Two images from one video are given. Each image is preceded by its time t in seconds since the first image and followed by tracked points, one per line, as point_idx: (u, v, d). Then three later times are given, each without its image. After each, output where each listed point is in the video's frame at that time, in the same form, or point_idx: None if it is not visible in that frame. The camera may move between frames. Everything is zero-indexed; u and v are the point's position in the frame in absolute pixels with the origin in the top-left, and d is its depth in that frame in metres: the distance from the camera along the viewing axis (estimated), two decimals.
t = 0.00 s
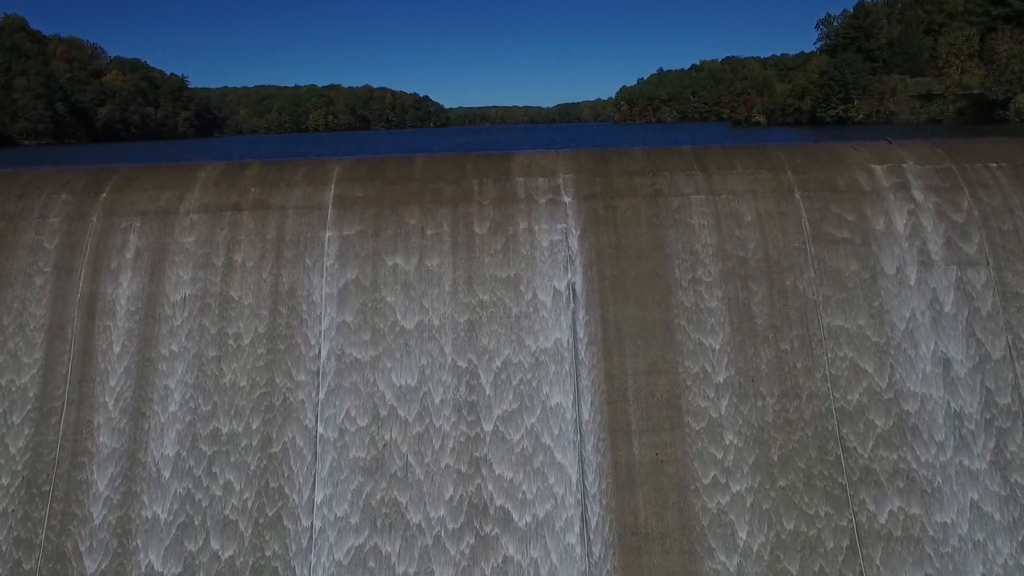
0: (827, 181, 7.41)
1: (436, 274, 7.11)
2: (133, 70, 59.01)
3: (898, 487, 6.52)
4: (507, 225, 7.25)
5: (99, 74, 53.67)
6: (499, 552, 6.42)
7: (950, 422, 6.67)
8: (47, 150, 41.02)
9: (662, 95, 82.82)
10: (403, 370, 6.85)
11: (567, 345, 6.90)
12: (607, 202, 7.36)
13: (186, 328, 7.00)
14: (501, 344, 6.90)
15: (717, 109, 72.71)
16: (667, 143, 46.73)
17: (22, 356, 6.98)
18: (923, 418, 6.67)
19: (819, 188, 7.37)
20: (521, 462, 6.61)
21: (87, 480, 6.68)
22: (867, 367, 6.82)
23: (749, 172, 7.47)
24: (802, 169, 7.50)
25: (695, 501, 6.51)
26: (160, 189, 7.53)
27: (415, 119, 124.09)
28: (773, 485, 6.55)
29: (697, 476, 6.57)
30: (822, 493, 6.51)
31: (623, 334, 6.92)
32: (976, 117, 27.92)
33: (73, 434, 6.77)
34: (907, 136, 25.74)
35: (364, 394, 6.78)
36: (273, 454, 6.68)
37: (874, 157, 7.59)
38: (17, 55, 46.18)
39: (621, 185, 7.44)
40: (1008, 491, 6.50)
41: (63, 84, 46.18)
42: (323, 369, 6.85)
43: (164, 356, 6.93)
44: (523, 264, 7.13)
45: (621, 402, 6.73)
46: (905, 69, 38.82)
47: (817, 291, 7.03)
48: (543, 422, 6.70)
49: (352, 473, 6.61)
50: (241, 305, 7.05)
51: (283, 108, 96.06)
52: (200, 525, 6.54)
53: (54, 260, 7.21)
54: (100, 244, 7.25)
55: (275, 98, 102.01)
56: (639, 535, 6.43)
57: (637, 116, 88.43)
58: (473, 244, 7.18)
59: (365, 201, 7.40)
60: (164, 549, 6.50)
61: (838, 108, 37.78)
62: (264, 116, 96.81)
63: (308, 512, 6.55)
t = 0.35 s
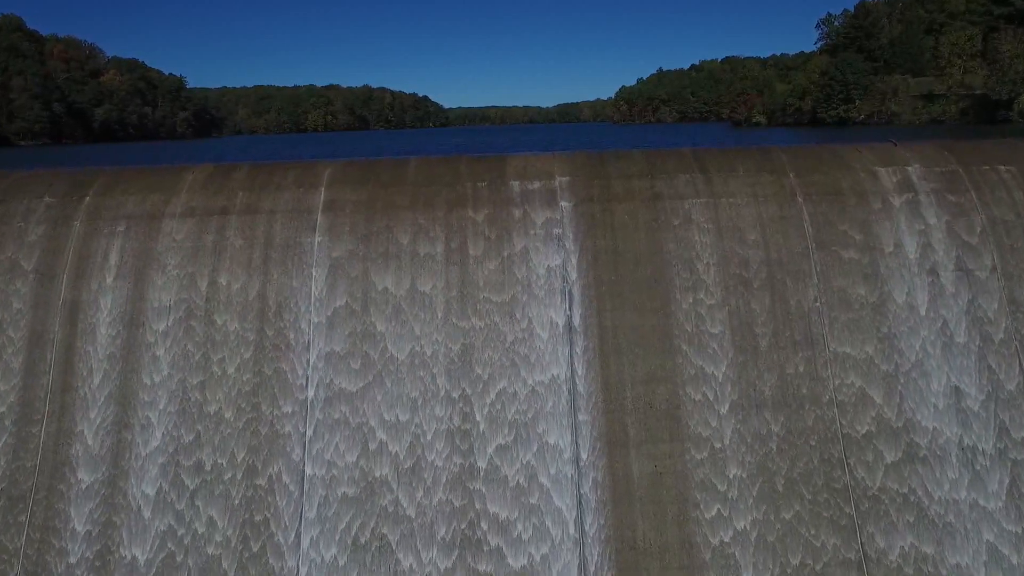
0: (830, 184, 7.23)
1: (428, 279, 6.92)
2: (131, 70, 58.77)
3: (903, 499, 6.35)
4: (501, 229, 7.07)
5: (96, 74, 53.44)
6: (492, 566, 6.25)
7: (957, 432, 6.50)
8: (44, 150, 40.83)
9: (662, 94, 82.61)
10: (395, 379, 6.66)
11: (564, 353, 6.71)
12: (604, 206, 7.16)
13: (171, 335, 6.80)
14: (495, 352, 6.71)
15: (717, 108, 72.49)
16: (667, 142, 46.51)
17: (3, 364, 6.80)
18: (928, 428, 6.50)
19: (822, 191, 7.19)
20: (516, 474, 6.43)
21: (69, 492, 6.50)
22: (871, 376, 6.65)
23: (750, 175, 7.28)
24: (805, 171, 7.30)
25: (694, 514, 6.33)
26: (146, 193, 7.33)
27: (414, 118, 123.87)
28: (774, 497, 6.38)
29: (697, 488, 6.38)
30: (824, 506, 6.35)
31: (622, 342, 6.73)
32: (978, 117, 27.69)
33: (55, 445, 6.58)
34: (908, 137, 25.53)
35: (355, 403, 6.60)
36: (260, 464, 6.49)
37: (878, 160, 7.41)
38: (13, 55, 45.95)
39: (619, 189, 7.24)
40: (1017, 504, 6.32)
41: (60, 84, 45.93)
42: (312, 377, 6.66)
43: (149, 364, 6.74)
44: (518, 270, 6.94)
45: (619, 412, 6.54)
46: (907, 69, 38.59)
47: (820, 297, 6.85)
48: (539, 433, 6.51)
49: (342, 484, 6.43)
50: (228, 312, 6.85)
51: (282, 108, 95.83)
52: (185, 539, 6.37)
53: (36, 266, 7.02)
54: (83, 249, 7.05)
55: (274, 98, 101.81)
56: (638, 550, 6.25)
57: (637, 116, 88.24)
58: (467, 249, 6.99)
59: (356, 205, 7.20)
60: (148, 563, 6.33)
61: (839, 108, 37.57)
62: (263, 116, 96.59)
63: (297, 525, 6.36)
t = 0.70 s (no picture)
0: (834, 188, 7.03)
1: (420, 286, 6.71)
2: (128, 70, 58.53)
3: (909, 513, 6.17)
4: (495, 234, 6.87)
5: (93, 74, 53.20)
6: None
7: (964, 443, 6.32)
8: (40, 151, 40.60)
9: (662, 94, 82.40)
10: (385, 388, 6.47)
11: (560, 364, 6.50)
12: (601, 211, 6.96)
13: (154, 344, 6.60)
14: (489, 361, 6.51)
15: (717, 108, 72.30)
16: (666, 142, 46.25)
17: None
18: (935, 439, 6.32)
19: (825, 196, 6.99)
20: (509, 488, 6.22)
21: (47, 507, 6.28)
22: (876, 385, 6.46)
23: (751, 178, 7.08)
24: (807, 175, 7.11)
25: (694, 529, 6.12)
26: (130, 197, 7.12)
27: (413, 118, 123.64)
28: (776, 511, 6.18)
29: (697, 502, 6.18)
30: (828, 520, 6.15)
31: (619, 352, 6.52)
32: (980, 117, 27.49)
33: (33, 458, 6.37)
34: (910, 138, 25.34)
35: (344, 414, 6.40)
36: (245, 478, 6.29)
37: (884, 163, 7.22)
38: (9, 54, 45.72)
39: (617, 193, 7.04)
40: None
41: (56, 84, 45.68)
42: (300, 387, 6.46)
43: (131, 374, 6.53)
44: (512, 276, 6.74)
45: (617, 424, 6.33)
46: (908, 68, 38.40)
47: (824, 304, 6.65)
48: (534, 445, 6.32)
49: (330, 498, 6.24)
50: (213, 320, 6.65)
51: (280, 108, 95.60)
52: (166, 555, 6.16)
53: (15, 272, 6.80)
54: (64, 255, 6.84)
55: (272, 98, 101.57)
56: (636, 567, 6.03)
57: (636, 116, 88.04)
58: (459, 255, 6.79)
59: (346, 209, 7.00)
60: None
61: (840, 108, 37.37)
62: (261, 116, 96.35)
63: (283, 541, 6.15)
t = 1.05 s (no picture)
0: (838, 193, 6.82)
1: (410, 294, 6.50)
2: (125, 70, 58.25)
3: (915, 527, 5.98)
4: (488, 240, 6.65)
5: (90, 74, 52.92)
6: None
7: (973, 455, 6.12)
8: (36, 152, 40.39)
9: (661, 94, 82.18)
10: (374, 401, 6.25)
11: (555, 374, 6.29)
12: (598, 217, 6.74)
13: (136, 354, 6.39)
14: (482, 372, 6.30)
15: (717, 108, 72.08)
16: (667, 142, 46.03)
17: None
18: (942, 453, 6.12)
19: (829, 200, 6.78)
20: (502, 502, 6.01)
21: (24, 523, 6.07)
22: (881, 396, 6.25)
23: (753, 182, 6.86)
24: (811, 180, 6.90)
25: (694, 546, 5.91)
26: (111, 202, 6.90)
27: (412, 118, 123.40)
28: (779, 526, 5.98)
29: (697, 518, 5.97)
30: (832, 535, 5.95)
31: (616, 363, 6.31)
32: (983, 118, 27.26)
33: (9, 472, 6.14)
34: (913, 139, 25.15)
35: (332, 426, 6.19)
36: (229, 492, 6.08)
37: (889, 167, 7.01)
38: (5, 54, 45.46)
39: (614, 197, 6.83)
40: None
41: (52, 84, 45.41)
42: (286, 398, 6.25)
43: (111, 386, 6.32)
44: (505, 283, 6.52)
45: (614, 437, 6.11)
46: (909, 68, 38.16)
47: (828, 313, 6.43)
48: (528, 457, 6.11)
49: (316, 512, 6.02)
50: (196, 329, 6.43)
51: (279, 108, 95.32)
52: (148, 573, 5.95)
53: None
54: (43, 262, 6.62)
55: (271, 98, 101.29)
56: None
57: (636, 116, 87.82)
58: (452, 262, 6.58)
59: (334, 215, 6.79)
60: None
61: (841, 108, 37.15)
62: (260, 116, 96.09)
63: (268, 557, 5.94)
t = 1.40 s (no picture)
0: (842, 198, 6.61)
1: (400, 303, 6.28)
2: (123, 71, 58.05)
3: (925, 545, 5.73)
4: (481, 248, 6.43)
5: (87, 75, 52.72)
6: None
7: (985, 470, 5.87)
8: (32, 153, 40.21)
9: (662, 95, 81.92)
10: (361, 414, 6.02)
11: (549, 387, 6.06)
12: (594, 222, 6.52)
13: (115, 366, 6.17)
14: (474, 385, 6.08)
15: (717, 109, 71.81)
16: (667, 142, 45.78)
17: None
18: (952, 469, 5.88)
19: (833, 207, 6.56)
20: (494, 521, 5.80)
21: None
22: (888, 408, 6.02)
23: (754, 188, 6.64)
24: (814, 185, 6.68)
25: (694, 566, 5.67)
26: (91, 208, 6.67)
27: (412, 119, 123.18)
28: (781, 544, 5.74)
29: (697, 538, 5.74)
30: (837, 554, 5.71)
31: (613, 375, 6.09)
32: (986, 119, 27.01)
33: None
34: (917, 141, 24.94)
35: (318, 441, 5.97)
36: (210, 510, 5.86)
37: (895, 171, 6.80)
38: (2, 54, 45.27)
39: (611, 203, 6.61)
40: None
41: (50, 84, 45.13)
42: (271, 411, 6.04)
43: (90, 399, 6.10)
44: (497, 291, 6.30)
45: (610, 454, 5.90)
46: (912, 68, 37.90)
47: (833, 322, 6.21)
48: (521, 474, 5.89)
49: (301, 530, 5.79)
50: (178, 340, 6.22)
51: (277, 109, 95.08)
52: None
53: None
54: (18, 270, 6.39)
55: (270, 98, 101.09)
56: None
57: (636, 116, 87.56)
58: (442, 270, 6.36)
59: (321, 222, 6.57)
60: None
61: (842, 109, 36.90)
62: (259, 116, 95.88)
63: None
